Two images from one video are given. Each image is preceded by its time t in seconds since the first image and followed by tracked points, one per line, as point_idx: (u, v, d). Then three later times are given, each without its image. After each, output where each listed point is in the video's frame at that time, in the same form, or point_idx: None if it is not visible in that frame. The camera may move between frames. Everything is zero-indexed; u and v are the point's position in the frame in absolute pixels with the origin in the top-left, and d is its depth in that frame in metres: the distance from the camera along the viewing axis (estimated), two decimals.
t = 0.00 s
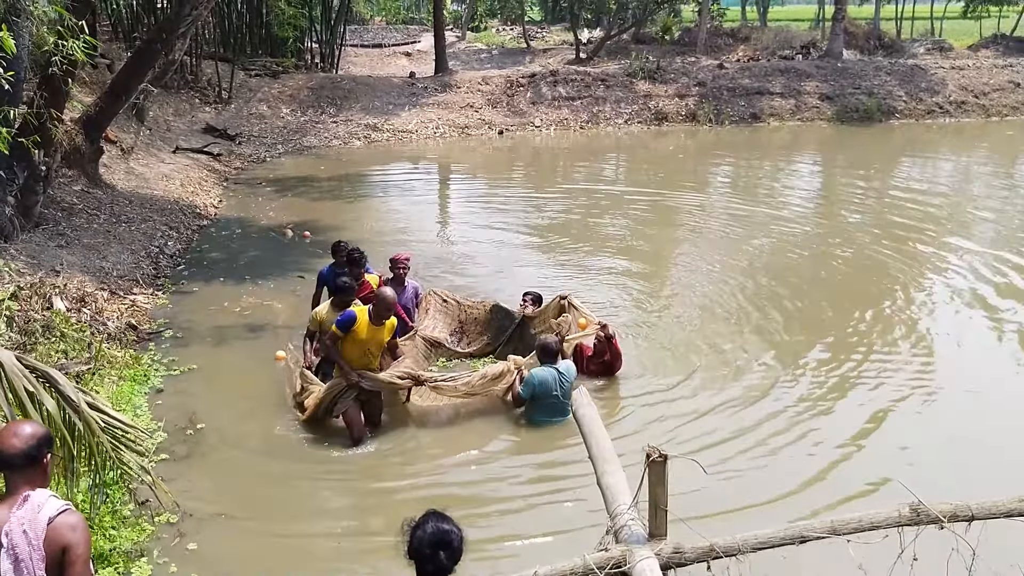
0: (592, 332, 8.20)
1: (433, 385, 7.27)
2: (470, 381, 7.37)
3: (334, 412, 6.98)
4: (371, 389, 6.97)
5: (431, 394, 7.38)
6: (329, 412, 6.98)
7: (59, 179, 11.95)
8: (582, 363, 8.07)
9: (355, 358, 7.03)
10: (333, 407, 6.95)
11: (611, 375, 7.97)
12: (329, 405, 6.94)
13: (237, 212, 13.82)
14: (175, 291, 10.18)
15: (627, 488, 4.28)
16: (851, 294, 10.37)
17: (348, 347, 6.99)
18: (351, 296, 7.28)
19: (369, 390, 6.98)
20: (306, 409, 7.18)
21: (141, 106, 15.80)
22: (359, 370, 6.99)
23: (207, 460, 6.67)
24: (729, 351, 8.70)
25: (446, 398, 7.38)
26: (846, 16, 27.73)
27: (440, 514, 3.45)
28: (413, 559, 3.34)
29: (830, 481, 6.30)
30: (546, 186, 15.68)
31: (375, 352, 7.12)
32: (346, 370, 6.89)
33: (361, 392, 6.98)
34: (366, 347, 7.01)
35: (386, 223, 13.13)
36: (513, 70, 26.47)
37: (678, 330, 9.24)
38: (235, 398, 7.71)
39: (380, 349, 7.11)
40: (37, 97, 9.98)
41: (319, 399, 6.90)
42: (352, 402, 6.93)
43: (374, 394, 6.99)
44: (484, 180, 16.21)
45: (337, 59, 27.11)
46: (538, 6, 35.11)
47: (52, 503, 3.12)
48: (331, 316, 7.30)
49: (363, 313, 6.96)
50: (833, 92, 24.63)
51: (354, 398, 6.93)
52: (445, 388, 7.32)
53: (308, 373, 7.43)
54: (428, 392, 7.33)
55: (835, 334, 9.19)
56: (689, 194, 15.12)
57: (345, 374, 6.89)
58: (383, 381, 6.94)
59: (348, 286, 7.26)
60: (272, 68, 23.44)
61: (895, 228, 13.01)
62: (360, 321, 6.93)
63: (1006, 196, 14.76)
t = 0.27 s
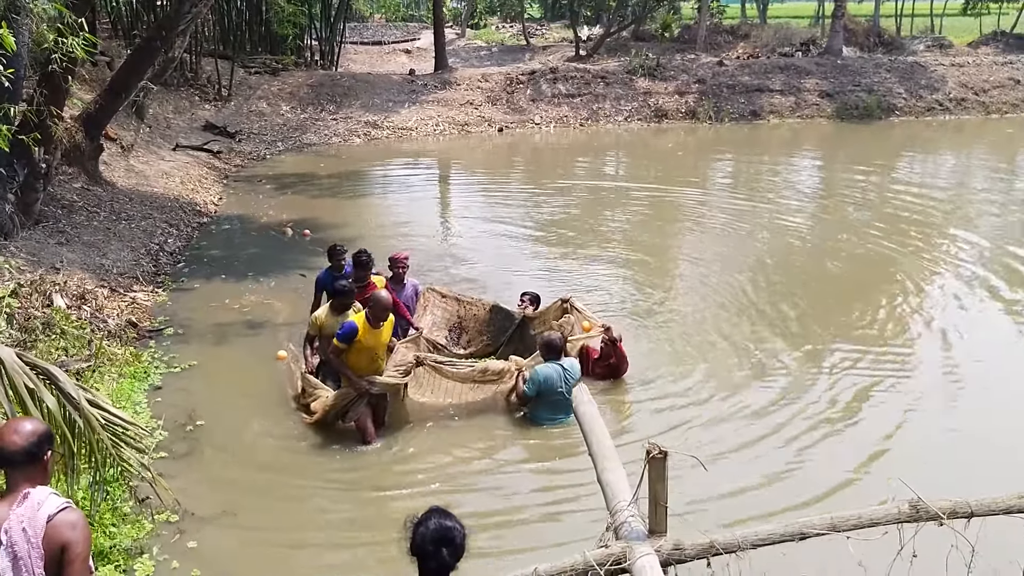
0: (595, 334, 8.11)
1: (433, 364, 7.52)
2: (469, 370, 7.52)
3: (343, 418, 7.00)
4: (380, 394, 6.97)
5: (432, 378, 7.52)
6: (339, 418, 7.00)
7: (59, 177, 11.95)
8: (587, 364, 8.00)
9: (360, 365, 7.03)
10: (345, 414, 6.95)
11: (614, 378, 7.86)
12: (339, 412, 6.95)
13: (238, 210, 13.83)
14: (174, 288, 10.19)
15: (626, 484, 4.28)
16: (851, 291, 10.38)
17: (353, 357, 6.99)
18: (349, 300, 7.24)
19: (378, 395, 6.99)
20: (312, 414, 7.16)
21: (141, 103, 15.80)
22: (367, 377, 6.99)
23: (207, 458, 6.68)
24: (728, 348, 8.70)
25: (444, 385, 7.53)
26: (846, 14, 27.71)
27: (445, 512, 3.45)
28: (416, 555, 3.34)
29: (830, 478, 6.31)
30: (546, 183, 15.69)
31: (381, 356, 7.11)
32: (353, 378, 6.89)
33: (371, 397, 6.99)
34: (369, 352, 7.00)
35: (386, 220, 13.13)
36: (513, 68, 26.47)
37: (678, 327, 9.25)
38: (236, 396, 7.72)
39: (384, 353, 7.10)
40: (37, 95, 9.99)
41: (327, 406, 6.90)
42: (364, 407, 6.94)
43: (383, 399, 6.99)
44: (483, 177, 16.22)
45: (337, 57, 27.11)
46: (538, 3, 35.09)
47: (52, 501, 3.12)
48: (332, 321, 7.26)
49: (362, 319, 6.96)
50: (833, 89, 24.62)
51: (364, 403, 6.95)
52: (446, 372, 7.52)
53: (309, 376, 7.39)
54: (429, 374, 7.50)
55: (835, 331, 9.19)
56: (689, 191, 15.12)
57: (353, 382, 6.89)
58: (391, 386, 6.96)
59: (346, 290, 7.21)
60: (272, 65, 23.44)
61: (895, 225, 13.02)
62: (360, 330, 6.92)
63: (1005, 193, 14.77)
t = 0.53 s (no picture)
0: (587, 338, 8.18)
1: (422, 341, 7.50)
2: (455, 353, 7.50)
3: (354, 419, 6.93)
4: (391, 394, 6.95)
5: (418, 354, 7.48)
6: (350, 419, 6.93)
7: (55, 169, 11.92)
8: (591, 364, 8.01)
9: (369, 371, 7.00)
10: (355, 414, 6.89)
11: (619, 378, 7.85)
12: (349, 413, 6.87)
13: (234, 202, 13.82)
14: (171, 281, 10.18)
15: (623, 475, 4.14)
16: (847, 284, 10.40)
17: (363, 365, 7.00)
18: (347, 300, 7.34)
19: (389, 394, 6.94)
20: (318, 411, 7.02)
21: (137, 95, 15.76)
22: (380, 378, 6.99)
23: (204, 450, 6.69)
24: (724, 341, 8.72)
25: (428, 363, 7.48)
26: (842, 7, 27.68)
27: (440, 503, 3.68)
28: (415, 545, 3.57)
29: (827, 470, 6.35)
30: (543, 176, 15.67)
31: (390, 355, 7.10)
32: (364, 384, 6.84)
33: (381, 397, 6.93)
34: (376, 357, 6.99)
35: (383, 213, 13.12)
36: (509, 60, 26.42)
37: (674, 320, 9.26)
38: (232, 388, 7.73)
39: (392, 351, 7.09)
40: (32, 87, 9.97)
41: (337, 408, 6.81)
42: (375, 407, 6.89)
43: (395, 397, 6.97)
44: (480, 170, 16.21)
45: (333, 49, 27.05)
46: None
47: (46, 494, 3.10)
48: (330, 320, 7.37)
49: (360, 327, 6.96)
50: (830, 82, 24.61)
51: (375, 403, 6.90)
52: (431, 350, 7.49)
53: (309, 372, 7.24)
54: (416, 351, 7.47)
55: (830, 324, 9.22)
56: (685, 184, 15.11)
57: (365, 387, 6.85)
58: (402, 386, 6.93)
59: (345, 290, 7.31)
60: (268, 57, 23.39)
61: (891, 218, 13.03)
62: (361, 337, 6.93)
63: (1001, 187, 14.78)
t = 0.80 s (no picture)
0: (587, 335, 8.03)
1: (428, 348, 7.21)
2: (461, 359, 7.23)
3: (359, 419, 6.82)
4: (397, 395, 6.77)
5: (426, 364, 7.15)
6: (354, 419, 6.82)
7: (49, 163, 11.88)
8: (593, 361, 7.96)
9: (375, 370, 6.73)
10: (360, 415, 6.78)
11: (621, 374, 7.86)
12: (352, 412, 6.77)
13: (229, 196, 13.79)
14: (166, 275, 10.16)
15: (618, 471, 4.16)
16: (842, 278, 10.41)
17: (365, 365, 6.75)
18: (343, 295, 7.29)
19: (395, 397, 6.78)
20: (322, 413, 6.95)
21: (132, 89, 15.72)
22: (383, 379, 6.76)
23: (199, 445, 6.68)
24: (720, 335, 8.73)
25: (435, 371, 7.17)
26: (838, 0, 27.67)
27: (436, 498, 3.72)
28: (412, 539, 3.60)
29: (822, 465, 6.35)
30: (539, 170, 15.66)
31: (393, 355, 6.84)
32: (370, 386, 6.64)
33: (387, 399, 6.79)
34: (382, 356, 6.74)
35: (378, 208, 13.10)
36: (505, 54, 26.38)
37: (669, 315, 9.27)
38: (228, 383, 7.72)
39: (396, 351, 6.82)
40: (27, 81, 9.94)
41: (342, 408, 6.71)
42: (380, 409, 6.77)
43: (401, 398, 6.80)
44: (476, 164, 16.19)
45: (329, 42, 27.00)
46: None
47: (40, 490, 3.11)
48: (325, 314, 7.36)
49: (363, 327, 6.70)
50: (826, 76, 24.62)
51: (379, 404, 6.75)
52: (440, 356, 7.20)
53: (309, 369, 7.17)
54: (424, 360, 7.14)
55: (826, 318, 9.23)
56: (680, 178, 15.11)
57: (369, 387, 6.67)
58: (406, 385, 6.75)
59: (341, 285, 7.25)
60: (263, 51, 23.34)
61: (886, 212, 13.04)
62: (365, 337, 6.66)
63: (996, 181, 14.79)
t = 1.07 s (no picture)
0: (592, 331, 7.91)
1: (435, 351, 7.49)
2: (470, 362, 7.38)
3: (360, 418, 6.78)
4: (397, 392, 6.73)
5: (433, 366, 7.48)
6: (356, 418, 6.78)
7: (46, 159, 11.87)
8: (595, 356, 7.85)
9: (377, 362, 6.78)
10: (361, 415, 6.75)
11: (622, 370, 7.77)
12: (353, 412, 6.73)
13: (226, 192, 13.78)
14: (164, 272, 10.17)
15: (616, 467, 4.17)
16: (839, 273, 10.43)
17: (366, 356, 6.79)
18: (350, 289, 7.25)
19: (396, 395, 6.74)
20: (325, 414, 6.91)
21: (128, 85, 15.69)
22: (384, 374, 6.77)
23: (197, 441, 6.69)
24: (716, 330, 8.76)
25: (445, 373, 7.45)
26: None
27: (435, 493, 3.76)
28: (409, 536, 3.65)
29: (819, 460, 6.37)
30: (536, 165, 15.65)
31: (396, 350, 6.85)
32: (370, 380, 6.64)
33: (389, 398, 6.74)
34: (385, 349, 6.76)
35: (376, 203, 13.10)
36: (503, 50, 26.34)
37: (666, 309, 9.29)
38: (225, 379, 7.74)
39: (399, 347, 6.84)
40: (23, 77, 9.92)
41: (343, 408, 6.68)
42: (381, 408, 6.72)
43: (403, 395, 6.76)
44: (473, 159, 16.19)
45: (326, 38, 26.94)
46: None
47: (38, 487, 3.10)
48: (328, 307, 7.37)
49: (369, 317, 6.73)
50: (823, 71, 24.60)
51: (379, 402, 6.72)
52: (445, 359, 7.45)
53: (310, 365, 7.13)
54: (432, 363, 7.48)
55: (822, 313, 9.25)
56: (678, 173, 15.10)
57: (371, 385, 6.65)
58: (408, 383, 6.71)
59: (346, 278, 7.24)
60: (260, 47, 23.31)
61: (884, 207, 13.06)
62: (368, 328, 6.70)
63: (993, 176, 14.80)
